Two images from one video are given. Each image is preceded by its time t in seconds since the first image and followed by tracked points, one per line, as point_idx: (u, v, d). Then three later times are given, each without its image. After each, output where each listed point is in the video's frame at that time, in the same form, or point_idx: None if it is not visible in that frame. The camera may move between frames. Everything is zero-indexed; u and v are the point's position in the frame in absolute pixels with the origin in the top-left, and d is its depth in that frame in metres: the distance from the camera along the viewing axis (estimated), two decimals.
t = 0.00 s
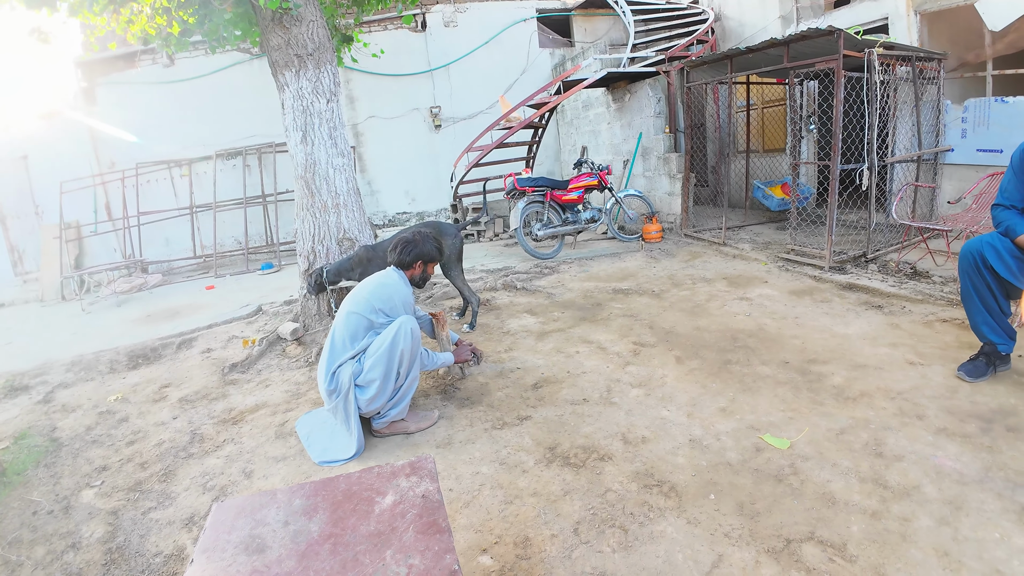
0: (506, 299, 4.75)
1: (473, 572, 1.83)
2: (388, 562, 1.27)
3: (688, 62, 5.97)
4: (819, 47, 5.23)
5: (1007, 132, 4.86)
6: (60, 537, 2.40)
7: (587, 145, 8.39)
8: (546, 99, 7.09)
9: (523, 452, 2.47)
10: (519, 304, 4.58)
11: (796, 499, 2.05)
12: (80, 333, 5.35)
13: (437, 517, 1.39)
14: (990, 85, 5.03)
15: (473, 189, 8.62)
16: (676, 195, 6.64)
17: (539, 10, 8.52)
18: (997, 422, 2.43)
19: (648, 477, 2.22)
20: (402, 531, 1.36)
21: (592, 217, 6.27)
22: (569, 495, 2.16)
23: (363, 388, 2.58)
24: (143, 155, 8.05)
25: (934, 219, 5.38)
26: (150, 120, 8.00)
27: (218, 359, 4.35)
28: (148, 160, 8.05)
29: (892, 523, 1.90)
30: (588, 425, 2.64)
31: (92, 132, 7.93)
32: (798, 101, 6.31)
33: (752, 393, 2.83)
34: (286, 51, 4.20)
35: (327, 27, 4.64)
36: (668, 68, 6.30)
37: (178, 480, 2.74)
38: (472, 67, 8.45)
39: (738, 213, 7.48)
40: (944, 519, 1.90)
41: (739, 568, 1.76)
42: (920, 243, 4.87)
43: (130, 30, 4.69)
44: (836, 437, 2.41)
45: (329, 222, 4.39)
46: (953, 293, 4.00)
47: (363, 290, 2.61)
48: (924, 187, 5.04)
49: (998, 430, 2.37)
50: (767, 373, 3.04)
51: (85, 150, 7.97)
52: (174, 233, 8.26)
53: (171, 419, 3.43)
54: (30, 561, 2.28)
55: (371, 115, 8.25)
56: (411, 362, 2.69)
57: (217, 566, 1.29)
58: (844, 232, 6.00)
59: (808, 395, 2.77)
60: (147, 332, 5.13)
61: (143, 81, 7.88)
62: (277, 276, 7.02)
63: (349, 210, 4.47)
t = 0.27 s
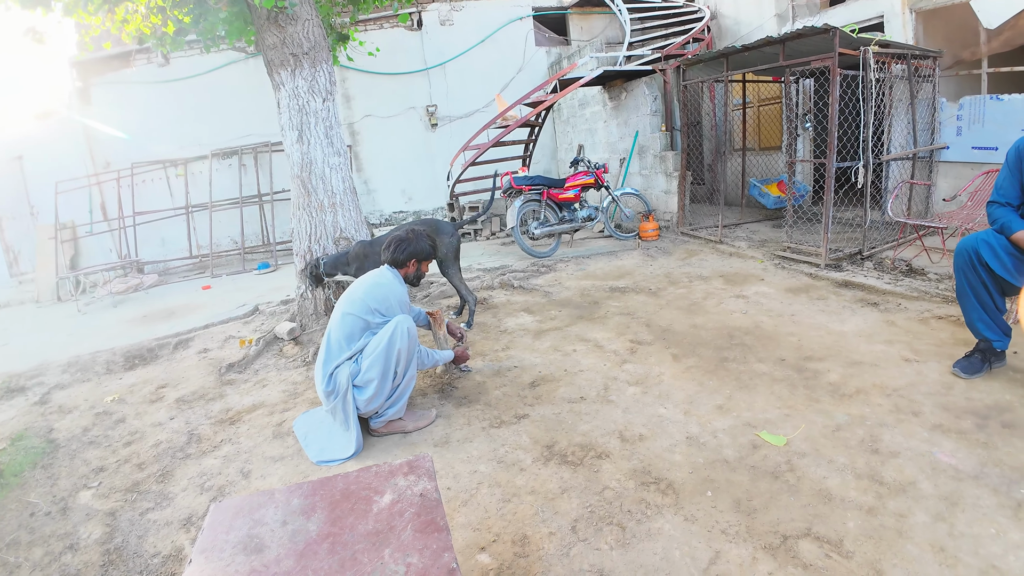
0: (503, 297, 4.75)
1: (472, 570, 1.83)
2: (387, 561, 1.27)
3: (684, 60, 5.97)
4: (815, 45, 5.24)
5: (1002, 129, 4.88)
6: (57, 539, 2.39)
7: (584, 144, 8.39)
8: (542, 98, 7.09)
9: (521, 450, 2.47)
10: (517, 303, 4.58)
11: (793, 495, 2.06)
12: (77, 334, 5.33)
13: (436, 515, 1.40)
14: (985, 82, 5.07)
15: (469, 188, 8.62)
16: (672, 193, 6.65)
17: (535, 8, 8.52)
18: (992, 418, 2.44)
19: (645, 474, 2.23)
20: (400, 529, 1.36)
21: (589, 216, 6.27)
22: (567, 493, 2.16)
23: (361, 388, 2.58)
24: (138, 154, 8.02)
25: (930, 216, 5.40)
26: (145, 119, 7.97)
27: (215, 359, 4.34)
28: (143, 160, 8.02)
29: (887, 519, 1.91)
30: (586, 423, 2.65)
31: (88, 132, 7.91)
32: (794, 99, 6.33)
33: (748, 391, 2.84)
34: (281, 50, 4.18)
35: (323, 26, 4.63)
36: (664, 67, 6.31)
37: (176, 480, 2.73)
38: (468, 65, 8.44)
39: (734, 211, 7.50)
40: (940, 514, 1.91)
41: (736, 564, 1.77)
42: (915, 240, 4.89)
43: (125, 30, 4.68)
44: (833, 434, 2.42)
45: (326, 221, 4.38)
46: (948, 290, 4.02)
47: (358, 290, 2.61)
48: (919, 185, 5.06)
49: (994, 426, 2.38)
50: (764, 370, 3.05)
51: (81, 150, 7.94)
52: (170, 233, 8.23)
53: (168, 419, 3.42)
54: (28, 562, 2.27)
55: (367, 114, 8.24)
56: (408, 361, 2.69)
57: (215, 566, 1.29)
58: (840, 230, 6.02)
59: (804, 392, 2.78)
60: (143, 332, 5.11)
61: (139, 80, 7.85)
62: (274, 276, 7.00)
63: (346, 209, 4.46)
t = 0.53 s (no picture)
0: (500, 296, 4.76)
1: (470, 568, 1.83)
2: (385, 560, 1.27)
3: (680, 58, 5.97)
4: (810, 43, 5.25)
5: (997, 127, 4.90)
6: (55, 540, 2.38)
7: (580, 142, 8.39)
8: (539, 96, 7.08)
9: (518, 448, 2.47)
10: (513, 301, 4.58)
11: (789, 492, 2.07)
12: (72, 334, 5.31)
13: (433, 514, 1.40)
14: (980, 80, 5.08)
15: (466, 186, 8.62)
16: (668, 191, 6.65)
17: (531, 6, 8.51)
18: (988, 414, 2.45)
19: (642, 472, 2.24)
20: (398, 528, 1.36)
21: (585, 214, 6.27)
22: (564, 491, 2.17)
23: (358, 387, 2.58)
24: (133, 153, 7.98)
25: (925, 214, 5.42)
26: (140, 118, 7.93)
27: (211, 360, 4.33)
28: (138, 159, 7.98)
29: (884, 516, 1.92)
30: (583, 421, 2.65)
31: (83, 132, 7.86)
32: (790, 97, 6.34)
33: (745, 388, 2.85)
34: (277, 49, 4.17)
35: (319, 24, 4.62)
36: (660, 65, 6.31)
37: (173, 480, 2.73)
38: (464, 64, 8.43)
39: (730, 209, 7.51)
40: (936, 510, 1.92)
41: (733, 561, 1.78)
42: (911, 237, 4.91)
43: (119, 29, 4.64)
44: (828, 430, 2.43)
45: (322, 221, 4.37)
46: (943, 287, 4.04)
47: (354, 290, 2.60)
48: (915, 182, 5.08)
49: (989, 423, 2.40)
50: (760, 368, 3.06)
51: (76, 150, 7.90)
52: (165, 233, 8.20)
53: (164, 420, 3.41)
54: (25, 563, 2.26)
55: (363, 113, 8.22)
56: (404, 360, 2.69)
57: (213, 566, 1.29)
58: (835, 228, 6.04)
59: (800, 389, 2.80)
60: (139, 332, 5.10)
61: (133, 79, 7.81)
62: (270, 276, 6.98)
63: (342, 208, 4.45)
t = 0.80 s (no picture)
0: (496, 294, 4.76)
1: (467, 567, 1.84)
2: (382, 559, 1.27)
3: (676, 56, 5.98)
4: (806, 42, 5.26)
5: (992, 124, 4.93)
6: (51, 541, 2.37)
7: (576, 140, 8.39)
8: (535, 95, 7.08)
9: (515, 447, 2.48)
10: (510, 300, 4.58)
11: (785, 489, 2.08)
12: (68, 335, 5.30)
13: (430, 513, 1.40)
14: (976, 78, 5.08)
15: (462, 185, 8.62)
16: (664, 189, 6.66)
17: (527, 4, 8.51)
18: (983, 411, 2.47)
19: (639, 470, 2.24)
20: (395, 527, 1.36)
21: (581, 212, 6.28)
22: (561, 489, 2.17)
23: (356, 387, 2.58)
24: (128, 153, 7.94)
25: (920, 212, 5.45)
26: (135, 118, 7.90)
27: (207, 360, 4.32)
28: (133, 159, 7.95)
29: (880, 512, 1.93)
30: (580, 420, 2.66)
31: (77, 132, 7.82)
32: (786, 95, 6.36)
33: (741, 386, 2.85)
34: (272, 47, 4.16)
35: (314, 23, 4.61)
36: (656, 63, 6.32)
37: (170, 481, 2.72)
38: (460, 63, 8.42)
39: (726, 207, 7.53)
40: (932, 507, 1.93)
41: (730, 558, 1.78)
42: (906, 235, 4.93)
43: (113, 28, 4.61)
44: (825, 427, 2.44)
45: (318, 220, 4.36)
46: (938, 284, 4.06)
47: (351, 290, 2.60)
48: (911, 180, 5.10)
49: (984, 419, 2.41)
50: (756, 365, 3.07)
51: (70, 149, 7.86)
52: (161, 233, 8.17)
53: (160, 420, 3.40)
54: (23, 565, 2.25)
55: (359, 111, 8.20)
56: (402, 359, 2.70)
57: (210, 567, 1.29)
58: (831, 225, 6.06)
59: (796, 386, 2.81)
60: (135, 333, 5.08)
61: (127, 79, 7.77)
62: (266, 275, 6.96)
63: (338, 207, 4.44)
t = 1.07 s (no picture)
0: (493, 293, 4.75)
1: (464, 565, 1.83)
2: (378, 557, 1.27)
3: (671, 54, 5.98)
4: (801, 39, 5.26)
5: (987, 121, 4.94)
6: (47, 542, 2.36)
7: (572, 138, 8.39)
8: (531, 93, 7.07)
9: (511, 445, 2.48)
10: (506, 298, 4.57)
11: (781, 486, 2.08)
12: (63, 335, 5.27)
13: (427, 511, 1.40)
14: (971, 75, 5.10)
15: (458, 183, 8.61)
16: (661, 187, 6.67)
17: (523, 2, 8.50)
18: (978, 407, 2.48)
19: (635, 467, 2.24)
20: (391, 526, 1.36)
21: (578, 211, 6.28)
22: (558, 487, 2.17)
23: (355, 389, 2.57)
24: (122, 152, 7.90)
25: (915, 209, 5.46)
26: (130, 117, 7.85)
27: (203, 359, 4.30)
28: (127, 158, 7.91)
29: (876, 508, 1.93)
30: (576, 417, 2.66)
31: (71, 131, 7.78)
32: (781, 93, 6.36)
33: (737, 382, 2.86)
34: (266, 46, 4.15)
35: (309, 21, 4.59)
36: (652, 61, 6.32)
37: (166, 481, 2.71)
38: (456, 61, 8.41)
39: (722, 205, 7.54)
40: (927, 503, 1.94)
41: (726, 554, 1.79)
42: (901, 232, 4.94)
43: (106, 26, 4.54)
44: (820, 424, 2.44)
45: (314, 219, 4.35)
46: (933, 281, 4.08)
47: (346, 290, 2.58)
48: (906, 177, 5.11)
49: (979, 415, 2.42)
50: (752, 362, 3.08)
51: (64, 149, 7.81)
52: (156, 232, 8.13)
53: (156, 421, 3.38)
54: (19, 566, 2.24)
55: (354, 110, 8.17)
56: (399, 359, 2.70)
57: (206, 567, 1.28)
58: (826, 223, 6.08)
59: (792, 383, 2.81)
60: (131, 333, 5.06)
61: (121, 78, 7.73)
62: (263, 275, 6.93)
63: (334, 206, 4.43)
